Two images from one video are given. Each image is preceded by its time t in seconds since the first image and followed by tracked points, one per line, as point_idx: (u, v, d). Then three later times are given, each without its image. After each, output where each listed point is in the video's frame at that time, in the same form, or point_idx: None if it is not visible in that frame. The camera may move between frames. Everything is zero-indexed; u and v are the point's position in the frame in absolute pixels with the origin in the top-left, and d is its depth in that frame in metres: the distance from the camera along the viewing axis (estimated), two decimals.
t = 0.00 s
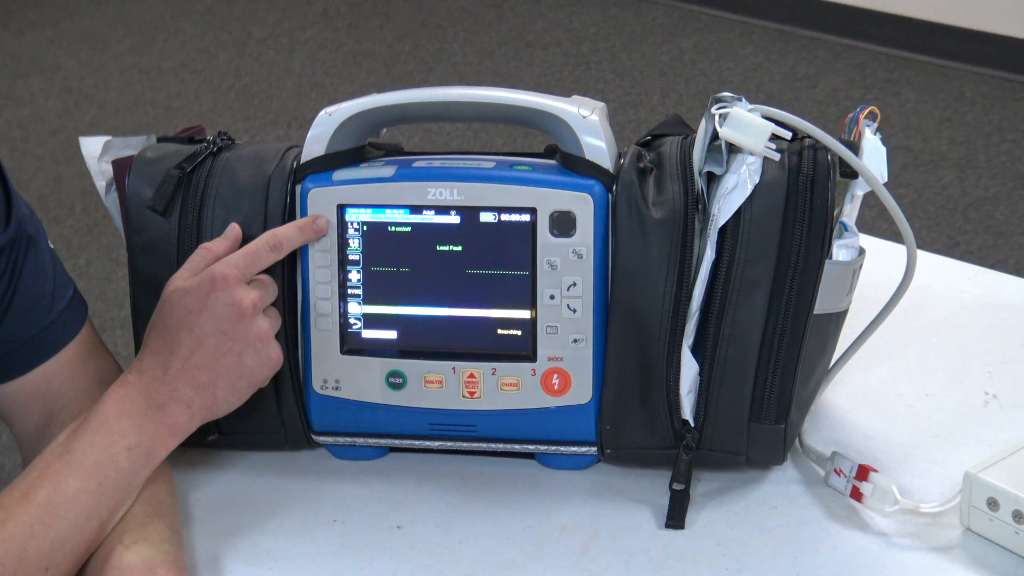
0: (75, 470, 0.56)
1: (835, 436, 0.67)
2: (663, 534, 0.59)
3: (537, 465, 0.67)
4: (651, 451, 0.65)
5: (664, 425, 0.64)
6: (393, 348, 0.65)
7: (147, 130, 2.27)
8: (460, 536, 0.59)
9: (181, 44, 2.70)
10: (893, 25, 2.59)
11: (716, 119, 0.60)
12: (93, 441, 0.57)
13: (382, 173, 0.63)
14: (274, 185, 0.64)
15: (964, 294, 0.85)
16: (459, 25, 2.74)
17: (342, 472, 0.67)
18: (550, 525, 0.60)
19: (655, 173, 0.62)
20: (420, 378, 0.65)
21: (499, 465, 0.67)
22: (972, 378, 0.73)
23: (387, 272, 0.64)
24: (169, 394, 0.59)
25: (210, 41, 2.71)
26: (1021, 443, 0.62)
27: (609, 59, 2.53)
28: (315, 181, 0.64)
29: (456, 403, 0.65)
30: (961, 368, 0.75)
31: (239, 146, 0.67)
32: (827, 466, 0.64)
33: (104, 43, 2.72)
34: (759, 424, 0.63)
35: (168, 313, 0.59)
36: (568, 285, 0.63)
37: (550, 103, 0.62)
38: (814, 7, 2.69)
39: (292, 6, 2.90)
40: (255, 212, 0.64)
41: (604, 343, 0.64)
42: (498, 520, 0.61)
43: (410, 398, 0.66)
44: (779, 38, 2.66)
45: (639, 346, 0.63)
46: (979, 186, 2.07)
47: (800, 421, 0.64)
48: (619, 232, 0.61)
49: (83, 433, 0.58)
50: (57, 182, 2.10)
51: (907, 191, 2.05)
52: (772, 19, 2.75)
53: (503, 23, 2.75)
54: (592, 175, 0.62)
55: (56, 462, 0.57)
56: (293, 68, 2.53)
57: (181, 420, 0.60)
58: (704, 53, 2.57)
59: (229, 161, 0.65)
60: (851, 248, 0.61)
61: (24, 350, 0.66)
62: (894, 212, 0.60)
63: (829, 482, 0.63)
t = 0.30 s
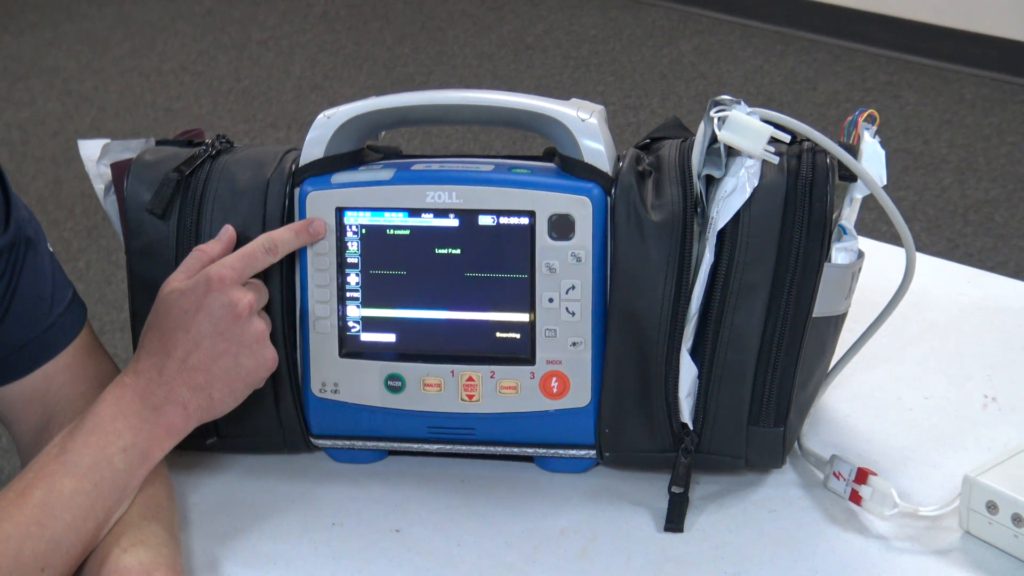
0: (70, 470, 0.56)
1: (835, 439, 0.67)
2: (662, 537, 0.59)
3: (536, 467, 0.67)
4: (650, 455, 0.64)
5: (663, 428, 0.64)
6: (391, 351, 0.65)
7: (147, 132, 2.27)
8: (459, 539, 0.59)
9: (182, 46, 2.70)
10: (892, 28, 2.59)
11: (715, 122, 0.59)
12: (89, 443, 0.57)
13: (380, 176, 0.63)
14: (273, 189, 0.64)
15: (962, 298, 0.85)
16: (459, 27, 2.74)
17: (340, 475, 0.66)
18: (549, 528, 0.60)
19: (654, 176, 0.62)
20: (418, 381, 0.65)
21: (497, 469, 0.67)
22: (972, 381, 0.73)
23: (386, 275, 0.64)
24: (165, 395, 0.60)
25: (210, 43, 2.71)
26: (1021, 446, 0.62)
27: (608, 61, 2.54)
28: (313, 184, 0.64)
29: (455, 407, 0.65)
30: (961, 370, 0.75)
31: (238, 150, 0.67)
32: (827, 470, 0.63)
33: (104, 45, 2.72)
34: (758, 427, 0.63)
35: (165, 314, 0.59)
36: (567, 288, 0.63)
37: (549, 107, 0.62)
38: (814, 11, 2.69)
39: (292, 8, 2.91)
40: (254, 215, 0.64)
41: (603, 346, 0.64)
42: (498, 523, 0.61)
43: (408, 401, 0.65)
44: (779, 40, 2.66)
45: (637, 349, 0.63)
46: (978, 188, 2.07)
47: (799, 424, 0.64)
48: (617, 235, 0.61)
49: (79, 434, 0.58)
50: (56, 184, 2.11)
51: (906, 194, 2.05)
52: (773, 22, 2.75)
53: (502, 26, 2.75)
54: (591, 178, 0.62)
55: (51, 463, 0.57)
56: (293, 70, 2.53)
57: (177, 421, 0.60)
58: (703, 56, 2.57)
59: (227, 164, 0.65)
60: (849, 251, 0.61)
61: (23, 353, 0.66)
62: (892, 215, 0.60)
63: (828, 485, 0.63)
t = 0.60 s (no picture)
0: (67, 470, 0.56)
1: (834, 441, 0.67)
2: (660, 539, 0.59)
3: (534, 469, 0.67)
4: (649, 456, 0.64)
5: (662, 431, 0.64)
6: (390, 352, 0.65)
7: (147, 132, 2.27)
8: (457, 541, 0.59)
9: (182, 46, 2.70)
10: (893, 30, 2.59)
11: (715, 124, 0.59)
12: (86, 442, 0.57)
13: (380, 177, 0.63)
14: (272, 189, 0.64)
15: (963, 300, 0.85)
16: (460, 28, 2.74)
17: (339, 476, 0.66)
18: (548, 529, 0.60)
19: (654, 177, 0.62)
20: (417, 382, 0.65)
21: (496, 471, 0.67)
22: (973, 384, 0.73)
23: (385, 276, 0.64)
24: (163, 395, 0.59)
25: (211, 43, 2.71)
26: (1021, 449, 0.62)
27: (609, 62, 2.53)
28: (313, 184, 0.64)
29: (454, 408, 0.65)
30: (962, 373, 0.75)
31: (238, 149, 0.67)
32: (826, 472, 0.63)
33: (105, 45, 2.72)
34: (757, 429, 0.63)
35: (162, 314, 0.59)
36: (566, 289, 0.63)
37: (550, 108, 0.62)
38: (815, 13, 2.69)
39: (293, 8, 2.90)
40: (254, 215, 0.64)
41: (602, 347, 0.64)
42: (497, 524, 0.61)
43: (407, 401, 0.65)
44: (779, 42, 2.66)
45: (637, 350, 0.62)
46: (979, 191, 2.07)
47: (799, 427, 0.64)
48: (616, 236, 0.61)
49: (76, 433, 0.58)
50: (56, 184, 2.11)
51: (907, 195, 2.04)
52: (774, 23, 2.74)
53: (503, 26, 2.75)
54: (591, 179, 0.62)
55: (48, 463, 0.56)
56: (294, 70, 2.53)
57: (175, 421, 0.60)
58: (704, 57, 2.57)
59: (227, 164, 0.65)
60: (849, 253, 0.61)
61: (22, 353, 0.66)
62: (893, 217, 0.60)
63: (827, 487, 0.63)
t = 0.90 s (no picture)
0: (64, 471, 0.56)
1: (832, 445, 0.67)
2: (657, 543, 0.59)
3: (532, 472, 0.67)
4: (647, 460, 0.64)
5: (660, 434, 0.63)
6: (388, 354, 0.65)
7: (146, 131, 2.27)
8: (454, 544, 0.59)
9: (182, 45, 2.70)
10: (893, 32, 2.59)
11: (714, 127, 0.59)
12: (83, 444, 0.57)
13: (378, 179, 0.63)
14: (269, 191, 0.64)
15: (961, 304, 0.85)
16: (460, 28, 2.74)
17: (336, 478, 0.66)
18: (545, 533, 0.60)
19: (653, 180, 0.62)
20: (414, 385, 0.65)
21: (494, 473, 0.67)
22: (972, 388, 0.73)
23: (383, 278, 0.64)
24: (160, 397, 0.59)
25: (210, 42, 2.71)
26: (1020, 453, 0.62)
27: (609, 63, 2.53)
28: (310, 186, 0.64)
29: (451, 410, 0.65)
30: (961, 377, 0.74)
31: (236, 151, 0.67)
32: (823, 476, 0.63)
33: (104, 44, 2.72)
34: (755, 433, 0.63)
35: (161, 315, 0.59)
36: (564, 292, 0.62)
37: (549, 110, 0.62)
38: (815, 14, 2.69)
39: (293, 8, 2.90)
40: (251, 217, 0.64)
41: (600, 349, 0.64)
42: (494, 527, 0.61)
43: (405, 404, 0.65)
44: (779, 43, 2.66)
45: (634, 353, 0.62)
46: (978, 193, 2.07)
47: (796, 430, 0.64)
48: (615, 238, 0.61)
49: (73, 435, 0.57)
50: (55, 182, 2.10)
51: (906, 198, 2.04)
52: (774, 25, 2.74)
53: (503, 27, 2.75)
54: (589, 182, 0.62)
55: (44, 464, 0.56)
56: (293, 70, 2.53)
57: (172, 424, 0.60)
58: (704, 58, 2.57)
59: (225, 165, 0.65)
60: (847, 257, 0.61)
61: (19, 354, 0.66)
62: (891, 221, 0.60)
63: (824, 491, 0.63)
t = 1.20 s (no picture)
0: (60, 476, 0.56)
1: (831, 450, 0.67)
2: (654, 547, 0.59)
3: (529, 476, 0.67)
4: (644, 464, 0.64)
5: (657, 438, 0.63)
6: (385, 357, 0.65)
7: (145, 132, 2.26)
8: (451, 548, 0.59)
9: (180, 46, 2.69)
10: (892, 34, 2.59)
11: (711, 130, 0.59)
12: (80, 449, 0.57)
13: (375, 182, 0.63)
14: (266, 193, 0.64)
15: (960, 308, 0.85)
16: (460, 29, 2.74)
17: (332, 481, 0.66)
18: (543, 537, 0.60)
19: (651, 183, 0.62)
20: (411, 388, 0.65)
21: (491, 477, 0.67)
22: (970, 393, 0.73)
23: (380, 281, 0.64)
24: (157, 404, 0.59)
25: (209, 43, 2.70)
26: (1018, 458, 0.62)
27: (608, 65, 2.53)
28: (307, 189, 0.64)
29: (448, 414, 0.65)
30: (959, 381, 0.74)
31: (233, 153, 0.66)
32: (821, 481, 0.63)
33: (103, 44, 2.72)
34: (752, 437, 0.62)
35: (159, 321, 0.59)
36: (561, 296, 0.62)
37: (547, 113, 0.62)
38: (814, 16, 2.69)
39: (292, 8, 2.90)
40: (248, 220, 0.64)
41: (597, 352, 0.63)
42: (491, 531, 0.61)
43: (401, 406, 0.65)
44: (778, 45, 2.66)
45: (632, 357, 0.62)
46: (977, 195, 2.07)
47: (793, 434, 0.64)
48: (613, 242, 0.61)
49: (70, 440, 0.57)
50: (54, 182, 2.10)
51: (905, 199, 2.04)
52: (773, 26, 2.74)
53: (502, 28, 2.75)
54: (587, 186, 0.62)
55: (39, 470, 0.56)
56: (292, 71, 2.53)
57: (168, 431, 0.60)
58: (702, 60, 2.56)
59: (222, 167, 0.64)
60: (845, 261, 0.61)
61: (14, 357, 0.66)
62: (889, 225, 0.60)
63: (822, 496, 0.63)
